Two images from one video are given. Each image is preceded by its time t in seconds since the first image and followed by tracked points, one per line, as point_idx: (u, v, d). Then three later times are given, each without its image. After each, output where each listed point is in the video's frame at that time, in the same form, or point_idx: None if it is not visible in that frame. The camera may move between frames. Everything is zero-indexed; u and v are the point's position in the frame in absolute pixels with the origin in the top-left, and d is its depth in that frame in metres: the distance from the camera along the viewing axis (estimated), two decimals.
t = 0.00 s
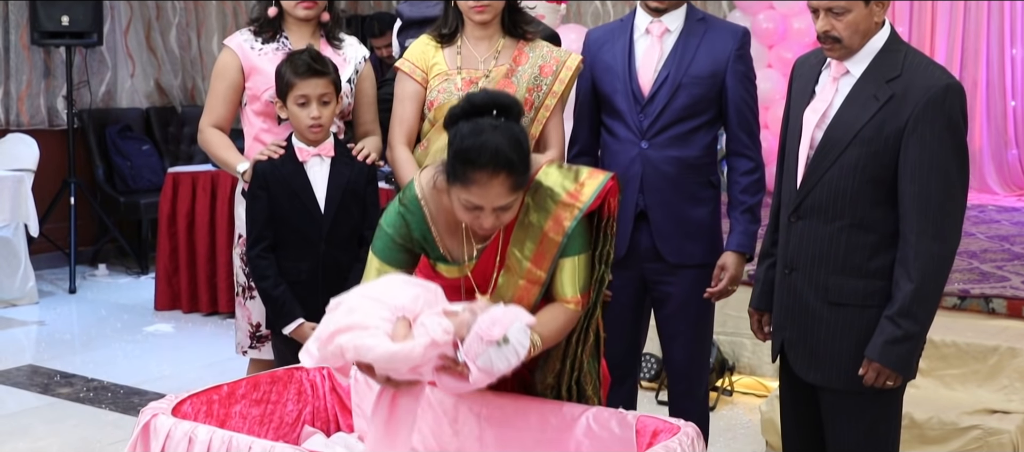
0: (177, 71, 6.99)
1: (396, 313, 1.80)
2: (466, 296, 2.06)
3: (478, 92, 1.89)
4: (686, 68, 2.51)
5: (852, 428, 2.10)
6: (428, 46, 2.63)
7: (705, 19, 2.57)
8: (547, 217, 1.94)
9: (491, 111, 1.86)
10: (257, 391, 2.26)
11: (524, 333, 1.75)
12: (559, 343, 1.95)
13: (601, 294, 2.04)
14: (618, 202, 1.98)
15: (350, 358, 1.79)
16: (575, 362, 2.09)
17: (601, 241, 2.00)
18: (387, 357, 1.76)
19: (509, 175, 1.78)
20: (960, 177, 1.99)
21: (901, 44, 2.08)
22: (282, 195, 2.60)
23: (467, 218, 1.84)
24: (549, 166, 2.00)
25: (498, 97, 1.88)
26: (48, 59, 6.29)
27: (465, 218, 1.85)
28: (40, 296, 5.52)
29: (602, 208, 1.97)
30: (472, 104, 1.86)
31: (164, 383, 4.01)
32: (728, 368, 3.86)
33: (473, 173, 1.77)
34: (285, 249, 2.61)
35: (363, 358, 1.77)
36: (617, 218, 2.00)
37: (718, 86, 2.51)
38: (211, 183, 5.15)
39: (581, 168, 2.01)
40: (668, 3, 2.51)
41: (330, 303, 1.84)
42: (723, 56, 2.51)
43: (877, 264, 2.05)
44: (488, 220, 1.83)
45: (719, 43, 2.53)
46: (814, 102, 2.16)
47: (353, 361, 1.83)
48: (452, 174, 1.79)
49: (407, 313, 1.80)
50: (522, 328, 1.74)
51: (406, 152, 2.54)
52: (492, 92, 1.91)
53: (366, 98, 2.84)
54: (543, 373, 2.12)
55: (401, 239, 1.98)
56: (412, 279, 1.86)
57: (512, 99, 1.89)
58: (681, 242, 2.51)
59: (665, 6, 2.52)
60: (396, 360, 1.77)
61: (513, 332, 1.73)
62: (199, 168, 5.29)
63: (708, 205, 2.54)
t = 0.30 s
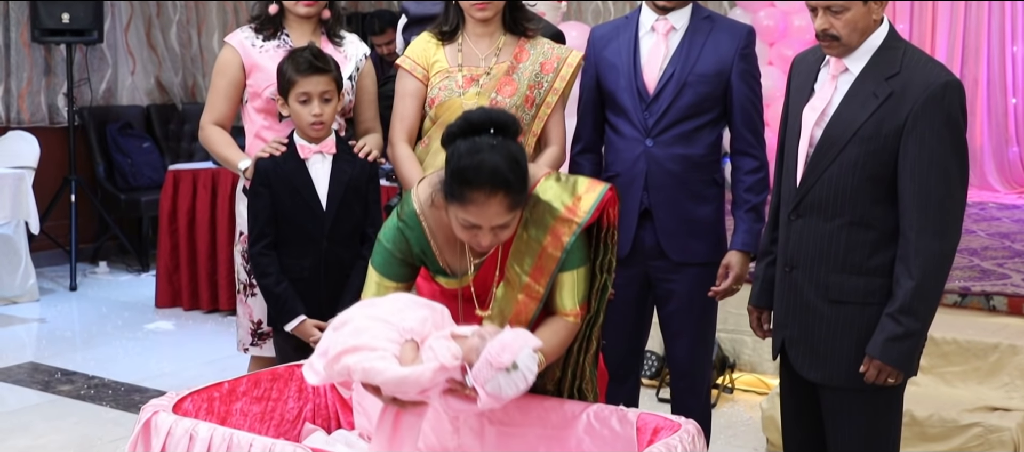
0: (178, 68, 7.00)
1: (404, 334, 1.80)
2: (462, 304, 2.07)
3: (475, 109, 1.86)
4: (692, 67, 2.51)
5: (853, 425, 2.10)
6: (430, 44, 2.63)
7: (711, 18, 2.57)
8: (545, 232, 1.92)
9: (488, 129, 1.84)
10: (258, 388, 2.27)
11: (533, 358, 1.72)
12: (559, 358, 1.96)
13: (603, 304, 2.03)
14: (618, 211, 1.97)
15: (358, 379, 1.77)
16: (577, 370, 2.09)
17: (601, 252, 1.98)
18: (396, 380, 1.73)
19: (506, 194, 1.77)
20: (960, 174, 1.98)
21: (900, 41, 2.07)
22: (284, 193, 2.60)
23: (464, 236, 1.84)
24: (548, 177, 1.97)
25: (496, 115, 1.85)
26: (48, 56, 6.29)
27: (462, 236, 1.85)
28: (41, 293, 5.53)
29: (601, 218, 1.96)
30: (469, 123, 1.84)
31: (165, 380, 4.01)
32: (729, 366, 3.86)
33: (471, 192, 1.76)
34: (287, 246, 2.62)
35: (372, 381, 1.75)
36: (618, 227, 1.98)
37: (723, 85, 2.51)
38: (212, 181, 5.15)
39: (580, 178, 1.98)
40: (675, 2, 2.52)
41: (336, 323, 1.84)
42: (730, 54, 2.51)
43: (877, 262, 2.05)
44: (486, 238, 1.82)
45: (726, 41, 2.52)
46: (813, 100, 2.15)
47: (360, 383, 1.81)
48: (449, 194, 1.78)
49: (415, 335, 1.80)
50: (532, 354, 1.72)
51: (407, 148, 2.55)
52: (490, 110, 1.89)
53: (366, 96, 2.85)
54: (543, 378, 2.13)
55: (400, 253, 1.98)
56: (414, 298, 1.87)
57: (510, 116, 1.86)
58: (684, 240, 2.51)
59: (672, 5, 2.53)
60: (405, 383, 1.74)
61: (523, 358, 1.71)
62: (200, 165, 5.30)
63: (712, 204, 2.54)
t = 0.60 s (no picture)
0: (179, 65, 7.00)
1: (413, 354, 1.80)
2: (463, 310, 2.06)
3: (474, 124, 1.86)
4: (698, 64, 2.50)
5: (854, 422, 2.10)
6: (432, 40, 2.63)
7: (717, 14, 2.56)
8: (546, 245, 1.94)
9: (487, 145, 1.84)
10: (260, 384, 2.28)
11: (543, 381, 1.75)
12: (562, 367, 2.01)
13: (606, 311, 2.04)
14: (618, 220, 1.98)
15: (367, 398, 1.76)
16: (581, 376, 2.10)
17: (601, 261, 1.99)
18: (409, 401, 1.73)
19: (507, 210, 1.78)
20: (962, 169, 1.99)
21: (901, 37, 2.07)
22: (286, 189, 2.60)
23: (466, 250, 1.84)
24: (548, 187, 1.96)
25: (494, 129, 1.85)
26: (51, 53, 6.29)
27: (463, 250, 1.86)
28: (43, 290, 5.53)
29: (602, 227, 1.97)
30: (468, 139, 1.84)
31: (167, 377, 4.02)
32: (732, 362, 3.86)
33: (471, 209, 1.76)
34: (290, 242, 2.62)
35: (383, 400, 1.74)
36: (618, 236, 1.99)
37: (729, 82, 2.51)
38: (214, 177, 5.15)
39: (580, 186, 1.98)
40: None
41: (342, 340, 1.82)
42: (735, 51, 2.51)
43: (878, 259, 2.05)
44: (488, 253, 1.82)
45: (732, 39, 2.52)
46: (814, 97, 2.15)
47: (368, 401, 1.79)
48: (449, 211, 1.79)
49: (425, 355, 1.80)
50: (543, 378, 1.74)
51: (409, 144, 2.56)
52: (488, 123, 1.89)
53: (368, 92, 2.85)
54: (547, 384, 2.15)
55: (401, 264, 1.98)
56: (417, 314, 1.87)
57: (509, 131, 1.86)
58: (689, 237, 2.51)
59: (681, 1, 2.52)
60: (416, 404, 1.73)
61: (535, 382, 1.73)
62: (202, 162, 5.30)
63: (717, 201, 2.54)
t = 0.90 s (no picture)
0: (181, 61, 7.00)
1: (423, 373, 1.80)
2: (464, 317, 2.07)
3: (472, 137, 1.86)
4: (703, 60, 2.50)
5: (856, 418, 2.10)
6: (434, 37, 2.63)
7: (722, 11, 2.56)
8: (546, 255, 1.95)
9: (485, 158, 1.84)
10: (262, 380, 2.28)
11: (556, 399, 1.71)
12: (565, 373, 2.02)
13: (608, 316, 2.04)
14: (618, 226, 1.99)
15: (378, 417, 1.75)
16: (585, 381, 2.11)
17: (601, 267, 2.00)
18: (421, 420, 1.72)
19: (506, 224, 1.78)
20: (964, 165, 1.99)
21: (903, 33, 2.07)
22: (289, 185, 2.60)
23: (466, 263, 1.85)
24: (548, 195, 1.97)
25: (492, 141, 1.85)
26: (52, 49, 6.29)
27: (463, 262, 1.86)
28: (45, 286, 5.54)
29: (602, 234, 1.97)
30: (466, 152, 1.84)
31: (169, 373, 4.02)
32: (733, 358, 3.86)
33: (470, 223, 1.76)
34: (292, 239, 2.62)
35: (394, 420, 1.73)
36: (619, 241, 2.00)
37: (734, 79, 2.51)
38: (216, 173, 5.15)
39: (580, 193, 1.99)
40: None
41: (349, 357, 1.82)
42: (740, 48, 2.51)
43: (880, 255, 2.05)
44: (487, 266, 1.83)
45: (737, 35, 2.52)
46: (815, 93, 2.15)
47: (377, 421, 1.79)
48: (448, 224, 1.79)
49: (434, 373, 1.81)
50: (554, 393, 1.71)
51: (412, 141, 2.57)
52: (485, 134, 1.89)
53: (370, 89, 2.85)
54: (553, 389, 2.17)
55: (399, 275, 1.98)
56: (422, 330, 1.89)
57: (507, 143, 1.86)
58: (692, 234, 2.51)
59: None
60: (429, 423, 1.73)
61: (546, 399, 1.69)
62: (204, 158, 5.30)
63: (721, 197, 2.54)
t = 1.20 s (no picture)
0: (182, 57, 7.00)
1: (431, 386, 1.82)
2: (465, 322, 2.10)
3: (470, 147, 1.88)
4: (707, 56, 2.50)
5: (858, 413, 2.10)
6: (436, 32, 2.62)
7: (725, 7, 2.56)
8: (546, 260, 1.96)
9: (484, 168, 1.86)
10: (263, 376, 2.28)
11: (564, 410, 1.76)
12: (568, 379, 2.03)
13: (609, 320, 2.06)
14: (618, 229, 2.01)
15: (387, 431, 1.78)
16: (587, 383, 2.13)
17: (601, 270, 2.02)
18: (431, 435, 1.74)
19: (504, 233, 1.80)
20: (966, 160, 1.98)
21: (904, 29, 2.07)
22: (290, 180, 2.60)
23: (466, 272, 1.86)
24: (547, 199, 1.98)
25: (490, 151, 1.88)
26: (53, 45, 6.29)
27: (463, 272, 1.87)
28: (47, 282, 5.54)
29: (602, 237, 1.99)
30: (465, 162, 1.86)
31: (170, 369, 4.02)
32: (735, 354, 3.86)
33: (469, 233, 1.78)
34: (293, 235, 2.62)
35: (404, 434, 1.76)
36: (619, 244, 2.03)
37: (738, 76, 2.51)
38: (217, 169, 5.15)
39: (579, 197, 2.00)
40: None
41: (357, 371, 1.84)
42: (744, 44, 2.51)
43: (881, 250, 2.05)
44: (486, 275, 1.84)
45: (741, 31, 2.52)
46: (817, 89, 2.15)
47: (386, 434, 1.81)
48: (447, 234, 1.81)
49: (443, 387, 1.83)
50: (563, 405, 1.75)
51: (413, 137, 2.57)
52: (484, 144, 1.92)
53: (372, 85, 2.85)
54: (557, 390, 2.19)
55: (400, 283, 2.00)
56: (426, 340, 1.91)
57: (505, 153, 1.89)
58: (696, 230, 2.51)
59: None
60: (438, 437, 1.75)
61: (555, 410, 1.73)
62: (205, 154, 5.30)
63: (725, 193, 2.54)
